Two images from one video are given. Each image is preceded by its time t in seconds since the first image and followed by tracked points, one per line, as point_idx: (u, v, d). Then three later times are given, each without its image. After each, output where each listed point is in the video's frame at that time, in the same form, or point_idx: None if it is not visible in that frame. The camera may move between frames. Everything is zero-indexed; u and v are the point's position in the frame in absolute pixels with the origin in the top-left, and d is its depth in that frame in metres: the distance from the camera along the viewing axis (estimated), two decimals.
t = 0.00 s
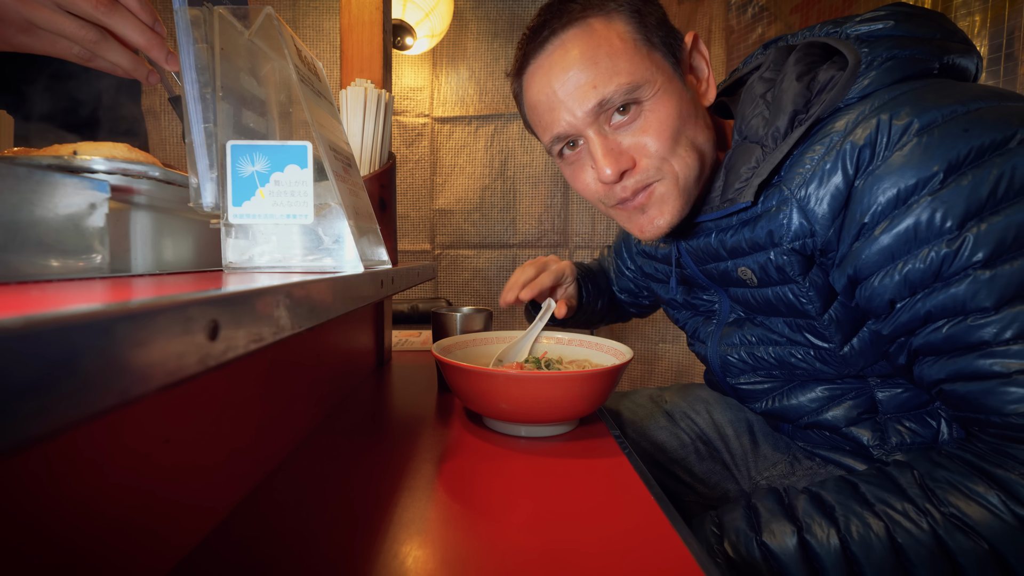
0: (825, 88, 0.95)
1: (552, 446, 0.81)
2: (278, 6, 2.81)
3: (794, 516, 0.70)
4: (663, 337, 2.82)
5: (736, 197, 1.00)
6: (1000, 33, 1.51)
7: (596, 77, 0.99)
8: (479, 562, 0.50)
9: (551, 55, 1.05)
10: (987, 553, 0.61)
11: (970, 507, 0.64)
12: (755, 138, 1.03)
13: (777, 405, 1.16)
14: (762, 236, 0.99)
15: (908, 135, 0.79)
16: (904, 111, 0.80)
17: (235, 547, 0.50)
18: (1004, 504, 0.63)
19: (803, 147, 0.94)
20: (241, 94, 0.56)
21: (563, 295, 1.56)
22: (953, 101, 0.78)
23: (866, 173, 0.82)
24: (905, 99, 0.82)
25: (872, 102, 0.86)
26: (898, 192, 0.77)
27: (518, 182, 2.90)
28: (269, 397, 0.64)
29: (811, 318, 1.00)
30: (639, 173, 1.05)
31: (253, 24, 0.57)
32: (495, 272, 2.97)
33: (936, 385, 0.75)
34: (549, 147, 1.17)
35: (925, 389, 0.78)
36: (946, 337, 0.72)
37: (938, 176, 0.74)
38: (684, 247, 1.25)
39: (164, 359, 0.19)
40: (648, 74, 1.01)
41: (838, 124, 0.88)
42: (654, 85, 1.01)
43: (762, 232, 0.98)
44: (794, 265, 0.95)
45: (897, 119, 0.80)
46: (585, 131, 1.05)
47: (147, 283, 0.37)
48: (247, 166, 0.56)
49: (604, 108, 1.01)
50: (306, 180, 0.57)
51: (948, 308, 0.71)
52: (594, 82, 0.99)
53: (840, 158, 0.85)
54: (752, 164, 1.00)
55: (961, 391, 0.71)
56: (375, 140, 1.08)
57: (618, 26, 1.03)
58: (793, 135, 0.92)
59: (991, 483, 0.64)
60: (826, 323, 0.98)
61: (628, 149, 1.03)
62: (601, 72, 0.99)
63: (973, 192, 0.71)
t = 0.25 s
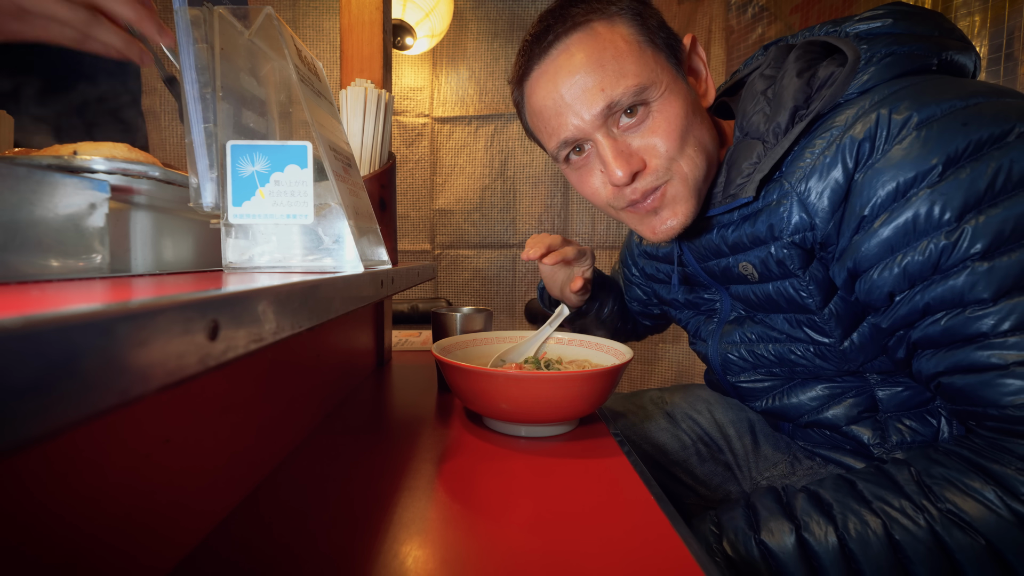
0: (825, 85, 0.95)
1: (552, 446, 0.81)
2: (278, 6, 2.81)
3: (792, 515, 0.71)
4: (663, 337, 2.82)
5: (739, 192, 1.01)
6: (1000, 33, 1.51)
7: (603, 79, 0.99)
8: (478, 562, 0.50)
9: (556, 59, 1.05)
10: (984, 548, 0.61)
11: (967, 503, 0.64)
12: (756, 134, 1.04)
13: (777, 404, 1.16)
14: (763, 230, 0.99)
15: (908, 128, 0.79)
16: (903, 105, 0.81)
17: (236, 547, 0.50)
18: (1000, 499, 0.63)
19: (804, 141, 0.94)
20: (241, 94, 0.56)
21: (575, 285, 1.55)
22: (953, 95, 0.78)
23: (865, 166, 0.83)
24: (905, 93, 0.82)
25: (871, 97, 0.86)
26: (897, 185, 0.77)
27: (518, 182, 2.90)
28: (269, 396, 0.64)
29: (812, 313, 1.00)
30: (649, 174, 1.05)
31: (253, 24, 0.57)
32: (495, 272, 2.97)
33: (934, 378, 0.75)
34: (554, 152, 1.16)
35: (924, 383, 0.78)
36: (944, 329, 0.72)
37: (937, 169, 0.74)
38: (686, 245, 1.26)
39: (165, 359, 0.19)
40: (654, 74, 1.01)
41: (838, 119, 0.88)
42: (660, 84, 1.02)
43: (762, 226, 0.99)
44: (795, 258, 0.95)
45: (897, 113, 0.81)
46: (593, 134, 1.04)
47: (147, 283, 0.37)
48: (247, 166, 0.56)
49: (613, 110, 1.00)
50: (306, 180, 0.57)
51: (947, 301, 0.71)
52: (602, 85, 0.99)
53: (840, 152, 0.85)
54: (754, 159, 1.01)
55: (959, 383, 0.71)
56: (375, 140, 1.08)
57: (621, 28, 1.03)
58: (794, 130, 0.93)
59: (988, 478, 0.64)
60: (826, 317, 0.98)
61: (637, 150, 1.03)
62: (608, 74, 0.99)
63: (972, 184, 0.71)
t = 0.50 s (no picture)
0: (836, 78, 0.95)
1: (552, 446, 0.81)
2: (278, 6, 2.81)
3: (795, 516, 0.71)
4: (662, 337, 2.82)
5: (749, 189, 1.01)
6: (1000, 33, 1.51)
7: (610, 78, 0.99)
8: (477, 562, 0.50)
9: (560, 58, 1.04)
10: (988, 550, 0.61)
11: (971, 505, 0.64)
12: (764, 130, 1.04)
13: (780, 404, 1.16)
14: (772, 226, 1.00)
15: (920, 122, 0.79)
16: (915, 99, 0.81)
17: (236, 547, 0.50)
18: (1006, 501, 0.62)
19: (815, 135, 0.95)
20: (241, 94, 0.56)
21: (591, 266, 1.56)
22: (967, 89, 0.78)
23: (876, 161, 0.83)
24: (917, 87, 0.82)
25: (882, 91, 0.86)
26: (908, 180, 0.77)
27: (518, 182, 2.90)
28: (269, 396, 0.64)
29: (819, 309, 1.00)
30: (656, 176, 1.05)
31: (253, 25, 0.57)
32: (495, 272, 2.97)
33: (940, 375, 0.75)
34: (559, 153, 1.16)
35: (929, 380, 0.78)
36: (952, 326, 0.72)
37: (949, 163, 0.74)
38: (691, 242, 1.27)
39: (165, 359, 0.19)
40: (660, 71, 1.01)
41: (849, 113, 0.88)
42: (666, 82, 1.01)
43: (772, 221, 0.99)
44: (803, 254, 0.96)
45: (909, 107, 0.81)
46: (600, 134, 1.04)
47: (147, 283, 0.37)
48: (247, 166, 0.56)
49: (620, 109, 1.00)
50: (306, 180, 0.57)
51: (957, 297, 0.72)
52: (609, 83, 0.98)
53: (851, 146, 0.86)
54: (764, 155, 1.00)
55: (966, 381, 0.71)
56: (375, 140, 1.08)
57: (625, 26, 1.03)
58: (804, 125, 0.93)
59: (993, 480, 0.64)
60: (834, 315, 0.98)
61: (644, 149, 1.02)
62: (614, 72, 0.99)
63: (984, 180, 0.71)
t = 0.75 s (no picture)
0: (840, 76, 0.95)
1: (552, 446, 0.81)
2: (278, 6, 2.81)
3: (804, 522, 0.70)
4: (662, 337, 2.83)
5: (751, 192, 1.00)
6: (999, 33, 1.51)
7: (602, 54, 1.00)
8: (478, 562, 0.50)
9: (553, 39, 1.06)
10: (1006, 561, 0.61)
11: (987, 513, 0.64)
12: (765, 131, 1.03)
13: (786, 410, 1.15)
14: (776, 231, 0.98)
15: (932, 121, 0.80)
16: (927, 97, 0.81)
17: (236, 546, 0.51)
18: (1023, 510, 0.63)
19: (820, 136, 0.95)
20: (241, 94, 0.57)
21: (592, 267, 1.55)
22: (978, 86, 0.79)
23: (887, 162, 0.84)
24: (927, 84, 0.83)
25: (891, 89, 0.87)
26: (921, 180, 0.78)
27: (518, 182, 2.90)
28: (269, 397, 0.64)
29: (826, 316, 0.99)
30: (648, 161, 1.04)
31: (252, 24, 0.57)
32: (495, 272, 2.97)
33: (956, 382, 0.75)
34: (548, 139, 1.15)
35: (943, 386, 0.79)
36: (968, 333, 0.72)
37: (964, 165, 0.74)
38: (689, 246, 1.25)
39: (164, 359, 0.19)
40: (653, 55, 1.02)
41: (857, 112, 0.89)
42: (659, 66, 1.03)
43: (776, 226, 0.98)
44: (810, 259, 0.95)
45: (920, 105, 0.81)
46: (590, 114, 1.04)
47: (147, 283, 0.37)
48: (247, 166, 0.56)
49: (611, 87, 1.01)
50: (306, 180, 0.57)
51: (973, 302, 0.72)
52: (601, 58, 1.00)
53: (861, 146, 0.86)
54: (766, 157, 1.00)
55: (982, 390, 0.71)
56: (375, 140, 1.08)
57: (619, 12, 1.05)
58: (809, 125, 0.93)
59: (1010, 489, 0.65)
60: (842, 321, 0.97)
61: (635, 130, 1.02)
62: (606, 50, 1.00)
63: (1001, 182, 0.71)
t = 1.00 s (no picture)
0: (824, 91, 0.94)
1: (552, 446, 0.81)
2: (278, 7, 2.81)
3: (811, 529, 0.71)
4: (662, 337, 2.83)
5: (738, 215, 1.01)
6: (998, 34, 1.51)
7: (581, 55, 1.00)
8: (478, 562, 0.50)
9: (532, 41, 1.05)
10: None
11: (1000, 527, 0.64)
12: (749, 150, 1.04)
13: (783, 425, 1.15)
14: (768, 253, 0.97)
15: (927, 137, 0.79)
16: (920, 112, 0.80)
17: (236, 547, 0.51)
18: None
19: (809, 154, 0.94)
20: (241, 94, 0.57)
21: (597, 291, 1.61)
22: (970, 97, 0.79)
23: (882, 182, 0.83)
24: (918, 98, 0.82)
25: (881, 103, 0.86)
26: (920, 200, 0.77)
27: (518, 182, 2.90)
28: (269, 398, 0.64)
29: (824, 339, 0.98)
30: (631, 168, 1.03)
31: (253, 24, 0.57)
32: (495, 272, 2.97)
33: (967, 404, 0.76)
34: (525, 149, 1.15)
35: (953, 405, 0.80)
36: (980, 356, 0.73)
37: (965, 183, 0.74)
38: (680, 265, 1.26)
39: (165, 359, 0.19)
40: (634, 62, 1.03)
41: (848, 129, 0.88)
42: (641, 72, 1.03)
43: (768, 248, 0.97)
44: (805, 283, 0.94)
45: (913, 121, 0.80)
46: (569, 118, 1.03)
47: (147, 283, 0.37)
48: (247, 166, 0.56)
49: (591, 90, 1.00)
50: (306, 180, 0.57)
51: (984, 325, 0.72)
52: (580, 59, 0.99)
53: (851, 167, 0.85)
54: (750, 178, 1.01)
55: (996, 413, 0.72)
56: (375, 140, 1.08)
57: (600, 18, 1.06)
58: (797, 143, 0.91)
59: None
60: (840, 344, 0.96)
61: (616, 136, 1.02)
62: (586, 53, 1.00)
63: (1004, 201, 0.72)
